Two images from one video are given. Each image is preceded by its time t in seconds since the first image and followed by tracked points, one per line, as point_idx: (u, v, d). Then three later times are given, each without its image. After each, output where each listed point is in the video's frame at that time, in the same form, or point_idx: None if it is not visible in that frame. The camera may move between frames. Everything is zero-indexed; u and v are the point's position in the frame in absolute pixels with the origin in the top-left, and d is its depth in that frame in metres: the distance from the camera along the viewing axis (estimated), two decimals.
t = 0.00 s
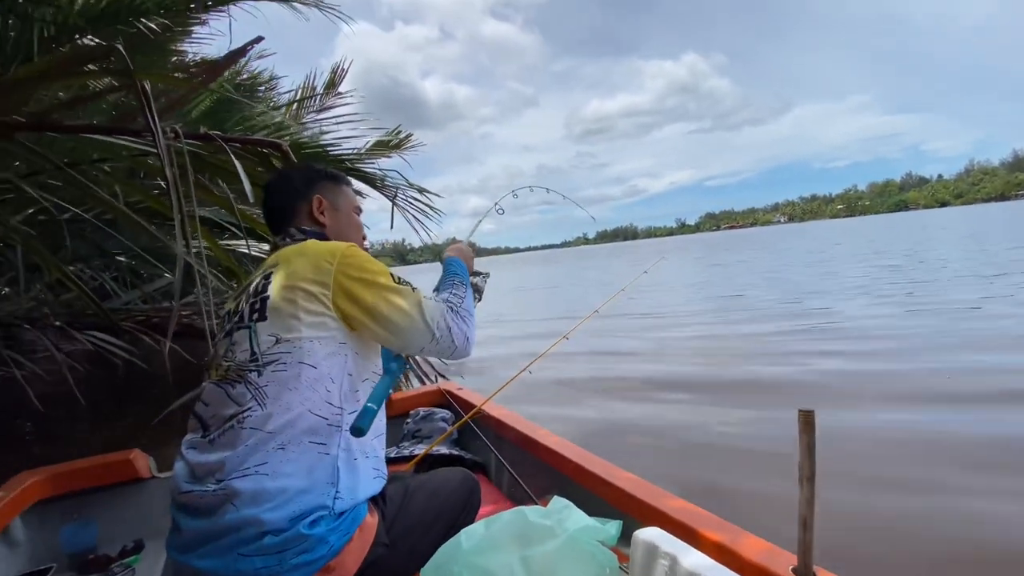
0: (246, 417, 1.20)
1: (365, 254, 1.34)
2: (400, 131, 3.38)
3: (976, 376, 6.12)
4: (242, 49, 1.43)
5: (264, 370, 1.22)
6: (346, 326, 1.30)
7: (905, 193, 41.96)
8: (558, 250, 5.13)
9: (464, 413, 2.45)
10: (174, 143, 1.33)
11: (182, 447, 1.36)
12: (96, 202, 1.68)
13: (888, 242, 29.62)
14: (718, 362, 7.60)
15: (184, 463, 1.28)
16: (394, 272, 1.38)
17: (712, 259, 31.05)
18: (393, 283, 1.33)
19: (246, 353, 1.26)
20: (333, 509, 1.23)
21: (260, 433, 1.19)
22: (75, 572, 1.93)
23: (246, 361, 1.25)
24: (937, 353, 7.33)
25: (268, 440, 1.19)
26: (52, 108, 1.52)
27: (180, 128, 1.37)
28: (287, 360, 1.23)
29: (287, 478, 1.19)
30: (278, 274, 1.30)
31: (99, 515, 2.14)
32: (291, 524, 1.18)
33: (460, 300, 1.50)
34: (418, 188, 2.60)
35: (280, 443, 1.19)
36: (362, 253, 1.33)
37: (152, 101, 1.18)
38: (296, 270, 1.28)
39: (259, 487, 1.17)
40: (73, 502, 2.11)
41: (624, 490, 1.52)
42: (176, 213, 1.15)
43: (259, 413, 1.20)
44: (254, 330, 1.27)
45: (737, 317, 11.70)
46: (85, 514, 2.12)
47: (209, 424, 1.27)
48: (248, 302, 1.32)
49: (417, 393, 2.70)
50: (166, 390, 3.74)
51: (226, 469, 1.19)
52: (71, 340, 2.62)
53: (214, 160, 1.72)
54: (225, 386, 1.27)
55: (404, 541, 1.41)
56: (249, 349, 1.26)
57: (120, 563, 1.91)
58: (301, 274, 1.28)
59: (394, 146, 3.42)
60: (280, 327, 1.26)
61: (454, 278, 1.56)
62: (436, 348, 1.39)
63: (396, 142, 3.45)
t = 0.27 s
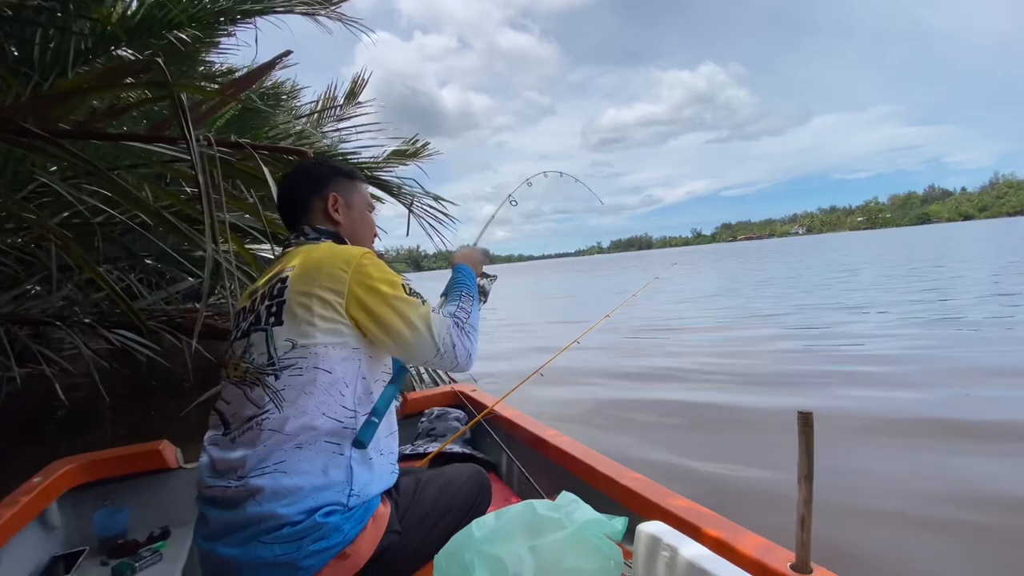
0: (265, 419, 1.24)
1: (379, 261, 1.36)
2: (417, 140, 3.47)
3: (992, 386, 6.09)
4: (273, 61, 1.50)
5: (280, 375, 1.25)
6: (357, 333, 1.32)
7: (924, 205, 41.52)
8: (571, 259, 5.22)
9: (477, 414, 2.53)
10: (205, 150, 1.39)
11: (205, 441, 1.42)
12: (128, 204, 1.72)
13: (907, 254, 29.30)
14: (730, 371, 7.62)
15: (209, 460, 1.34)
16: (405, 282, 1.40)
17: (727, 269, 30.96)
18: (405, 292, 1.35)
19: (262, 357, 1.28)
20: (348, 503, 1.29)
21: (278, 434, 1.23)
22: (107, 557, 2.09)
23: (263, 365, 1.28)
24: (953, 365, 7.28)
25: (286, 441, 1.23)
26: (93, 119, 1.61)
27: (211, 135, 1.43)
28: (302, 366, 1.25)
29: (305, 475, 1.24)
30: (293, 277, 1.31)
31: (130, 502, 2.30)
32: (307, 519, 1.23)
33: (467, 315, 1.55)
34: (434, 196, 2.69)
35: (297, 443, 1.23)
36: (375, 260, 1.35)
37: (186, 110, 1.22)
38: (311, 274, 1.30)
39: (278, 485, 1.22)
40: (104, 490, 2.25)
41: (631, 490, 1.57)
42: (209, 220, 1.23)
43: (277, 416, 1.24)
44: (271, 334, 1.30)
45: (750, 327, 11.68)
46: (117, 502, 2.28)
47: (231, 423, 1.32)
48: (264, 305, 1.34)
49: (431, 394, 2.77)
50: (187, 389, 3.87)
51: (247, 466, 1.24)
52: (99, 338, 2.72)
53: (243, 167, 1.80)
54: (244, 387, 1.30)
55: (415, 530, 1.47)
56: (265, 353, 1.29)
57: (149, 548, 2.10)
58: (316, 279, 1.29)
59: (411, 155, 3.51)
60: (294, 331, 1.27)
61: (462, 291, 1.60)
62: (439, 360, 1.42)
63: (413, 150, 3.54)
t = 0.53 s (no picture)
0: (271, 428, 1.27)
1: (383, 272, 1.37)
2: (426, 145, 3.50)
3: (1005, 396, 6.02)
4: (287, 69, 1.51)
5: (285, 385, 1.27)
6: (362, 344, 1.33)
7: (938, 212, 41.14)
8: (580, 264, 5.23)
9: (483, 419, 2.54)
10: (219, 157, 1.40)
11: (211, 446, 1.44)
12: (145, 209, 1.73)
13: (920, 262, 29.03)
14: (740, 378, 7.59)
15: (216, 466, 1.37)
16: (409, 292, 1.42)
17: (737, 274, 30.81)
18: (409, 303, 1.37)
19: (267, 366, 1.30)
20: (352, 509, 1.31)
21: (283, 443, 1.25)
22: (120, 550, 2.13)
23: (268, 374, 1.29)
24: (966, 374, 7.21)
25: (292, 450, 1.25)
26: (113, 125, 1.63)
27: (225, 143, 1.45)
28: (306, 376, 1.27)
29: (309, 482, 1.26)
30: (299, 286, 1.32)
31: (144, 498, 2.34)
32: (312, 524, 1.25)
33: (469, 326, 1.57)
34: (443, 201, 2.71)
35: (302, 451, 1.26)
36: (380, 271, 1.37)
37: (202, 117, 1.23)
38: (316, 284, 1.31)
39: (284, 492, 1.24)
40: (118, 485, 2.31)
41: (632, 498, 1.58)
42: (223, 224, 1.24)
43: (282, 424, 1.26)
44: (276, 343, 1.31)
45: (760, 333, 11.63)
46: (131, 497, 2.33)
47: (237, 429, 1.34)
48: (269, 312, 1.36)
49: (439, 398, 2.79)
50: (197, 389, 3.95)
51: (253, 473, 1.26)
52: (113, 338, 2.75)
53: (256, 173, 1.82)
54: (250, 395, 1.32)
55: (419, 534, 1.49)
56: (270, 362, 1.30)
57: (161, 543, 2.13)
58: (322, 289, 1.30)
59: (420, 159, 3.54)
60: (299, 341, 1.28)
61: (464, 301, 1.63)
62: (442, 371, 1.44)
63: (423, 154, 3.57)
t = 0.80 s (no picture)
0: (275, 431, 1.27)
1: (385, 274, 1.37)
2: (429, 145, 3.50)
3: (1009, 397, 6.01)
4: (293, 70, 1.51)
5: (288, 389, 1.28)
6: (364, 347, 1.34)
7: (943, 211, 40.98)
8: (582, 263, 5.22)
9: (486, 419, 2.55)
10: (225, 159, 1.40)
11: (217, 447, 1.45)
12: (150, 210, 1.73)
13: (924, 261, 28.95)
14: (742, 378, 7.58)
15: (221, 468, 1.37)
16: (412, 295, 1.42)
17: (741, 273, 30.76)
18: (411, 306, 1.37)
19: (270, 369, 1.30)
20: (356, 512, 1.31)
21: (286, 447, 1.26)
22: (127, 547, 2.15)
23: (271, 377, 1.30)
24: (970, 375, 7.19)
25: (295, 454, 1.26)
26: (118, 126, 1.64)
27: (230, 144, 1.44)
28: (309, 380, 1.27)
29: (313, 486, 1.27)
30: (302, 289, 1.33)
31: (149, 495, 2.35)
32: (316, 527, 1.26)
33: (471, 329, 1.58)
34: (445, 202, 2.72)
35: (306, 455, 1.26)
36: (382, 273, 1.37)
37: (207, 117, 1.24)
38: (318, 287, 1.32)
39: (288, 496, 1.25)
40: (124, 483, 2.32)
41: (635, 499, 1.59)
42: (227, 223, 1.24)
43: (286, 428, 1.26)
44: (279, 346, 1.31)
45: (763, 333, 11.60)
46: (137, 494, 2.34)
47: (241, 432, 1.35)
48: (272, 315, 1.36)
49: (443, 399, 2.80)
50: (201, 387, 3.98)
51: (257, 476, 1.27)
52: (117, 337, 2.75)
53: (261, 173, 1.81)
54: (253, 398, 1.33)
55: (421, 534, 1.50)
56: (273, 365, 1.30)
57: (167, 540, 2.15)
58: (324, 293, 1.31)
59: (423, 159, 3.55)
60: (301, 345, 1.29)
61: (467, 301, 1.63)
62: (445, 374, 1.44)
63: (425, 154, 3.57)
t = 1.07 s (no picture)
0: (274, 418, 1.28)
1: (382, 259, 1.38)
2: (425, 137, 3.50)
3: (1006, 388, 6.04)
4: (287, 61, 1.51)
5: (287, 375, 1.28)
6: (363, 332, 1.34)
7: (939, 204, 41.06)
8: (580, 256, 5.23)
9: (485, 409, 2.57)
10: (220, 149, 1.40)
11: (216, 436, 1.45)
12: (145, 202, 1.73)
13: (920, 254, 29.01)
14: (740, 369, 7.61)
15: (221, 456, 1.38)
16: (411, 278, 1.42)
17: (738, 267, 30.81)
18: (409, 289, 1.38)
19: (269, 356, 1.31)
20: (357, 497, 1.32)
21: (286, 434, 1.26)
22: (128, 536, 2.16)
23: (270, 365, 1.30)
24: (967, 365, 7.22)
25: (295, 439, 1.26)
26: (111, 118, 1.63)
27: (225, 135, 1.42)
28: (308, 366, 1.28)
29: (314, 472, 1.28)
30: (299, 276, 1.33)
31: (150, 486, 2.37)
32: (317, 512, 1.27)
33: (471, 309, 1.60)
34: (442, 195, 2.72)
35: (306, 441, 1.26)
36: (379, 257, 1.38)
37: (202, 109, 1.23)
38: (316, 274, 1.32)
39: (289, 482, 1.26)
40: (125, 473, 2.33)
41: (633, 484, 1.61)
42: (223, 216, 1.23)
43: (285, 414, 1.27)
44: (277, 333, 1.31)
45: (760, 325, 11.64)
46: (138, 484, 2.35)
47: (240, 420, 1.35)
48: (270, 302, 1.36)
49: (442, 389, 2.81)
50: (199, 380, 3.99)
51: (258, 463, 1.28)
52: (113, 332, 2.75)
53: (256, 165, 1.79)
54: (252, 385, 1.33)
55: (422, 519, 1.51)
56: (271, 352, 1.31)
57: (168, 529, 2.17)
58: (322, 279, 1.31)
59: (419, 152, 3.54)
60: (299, 332, 1.29)
61: (465, 283, 1.65)
62: (445, 356, 1.45)
63: (421, 147, 3.57)
